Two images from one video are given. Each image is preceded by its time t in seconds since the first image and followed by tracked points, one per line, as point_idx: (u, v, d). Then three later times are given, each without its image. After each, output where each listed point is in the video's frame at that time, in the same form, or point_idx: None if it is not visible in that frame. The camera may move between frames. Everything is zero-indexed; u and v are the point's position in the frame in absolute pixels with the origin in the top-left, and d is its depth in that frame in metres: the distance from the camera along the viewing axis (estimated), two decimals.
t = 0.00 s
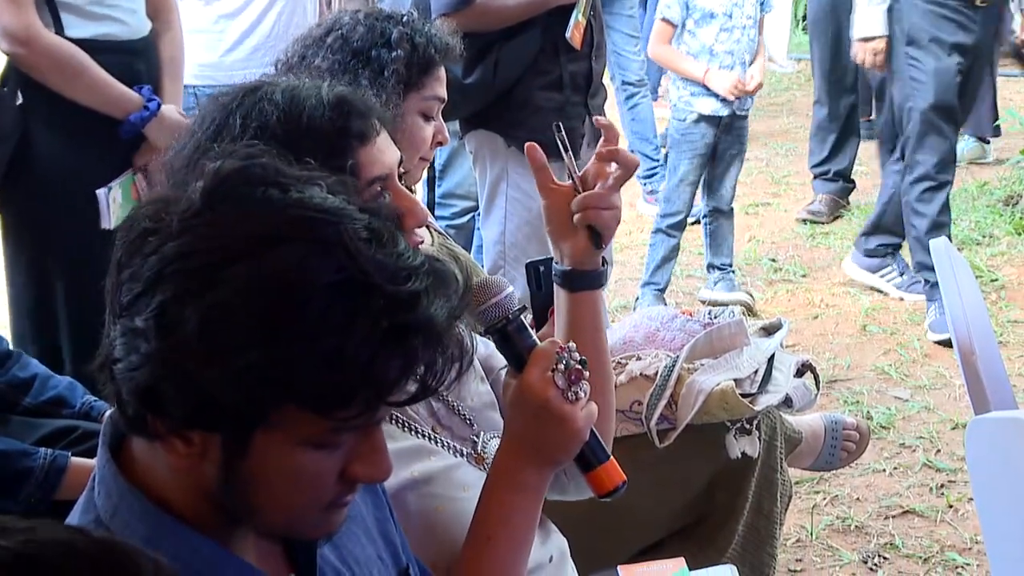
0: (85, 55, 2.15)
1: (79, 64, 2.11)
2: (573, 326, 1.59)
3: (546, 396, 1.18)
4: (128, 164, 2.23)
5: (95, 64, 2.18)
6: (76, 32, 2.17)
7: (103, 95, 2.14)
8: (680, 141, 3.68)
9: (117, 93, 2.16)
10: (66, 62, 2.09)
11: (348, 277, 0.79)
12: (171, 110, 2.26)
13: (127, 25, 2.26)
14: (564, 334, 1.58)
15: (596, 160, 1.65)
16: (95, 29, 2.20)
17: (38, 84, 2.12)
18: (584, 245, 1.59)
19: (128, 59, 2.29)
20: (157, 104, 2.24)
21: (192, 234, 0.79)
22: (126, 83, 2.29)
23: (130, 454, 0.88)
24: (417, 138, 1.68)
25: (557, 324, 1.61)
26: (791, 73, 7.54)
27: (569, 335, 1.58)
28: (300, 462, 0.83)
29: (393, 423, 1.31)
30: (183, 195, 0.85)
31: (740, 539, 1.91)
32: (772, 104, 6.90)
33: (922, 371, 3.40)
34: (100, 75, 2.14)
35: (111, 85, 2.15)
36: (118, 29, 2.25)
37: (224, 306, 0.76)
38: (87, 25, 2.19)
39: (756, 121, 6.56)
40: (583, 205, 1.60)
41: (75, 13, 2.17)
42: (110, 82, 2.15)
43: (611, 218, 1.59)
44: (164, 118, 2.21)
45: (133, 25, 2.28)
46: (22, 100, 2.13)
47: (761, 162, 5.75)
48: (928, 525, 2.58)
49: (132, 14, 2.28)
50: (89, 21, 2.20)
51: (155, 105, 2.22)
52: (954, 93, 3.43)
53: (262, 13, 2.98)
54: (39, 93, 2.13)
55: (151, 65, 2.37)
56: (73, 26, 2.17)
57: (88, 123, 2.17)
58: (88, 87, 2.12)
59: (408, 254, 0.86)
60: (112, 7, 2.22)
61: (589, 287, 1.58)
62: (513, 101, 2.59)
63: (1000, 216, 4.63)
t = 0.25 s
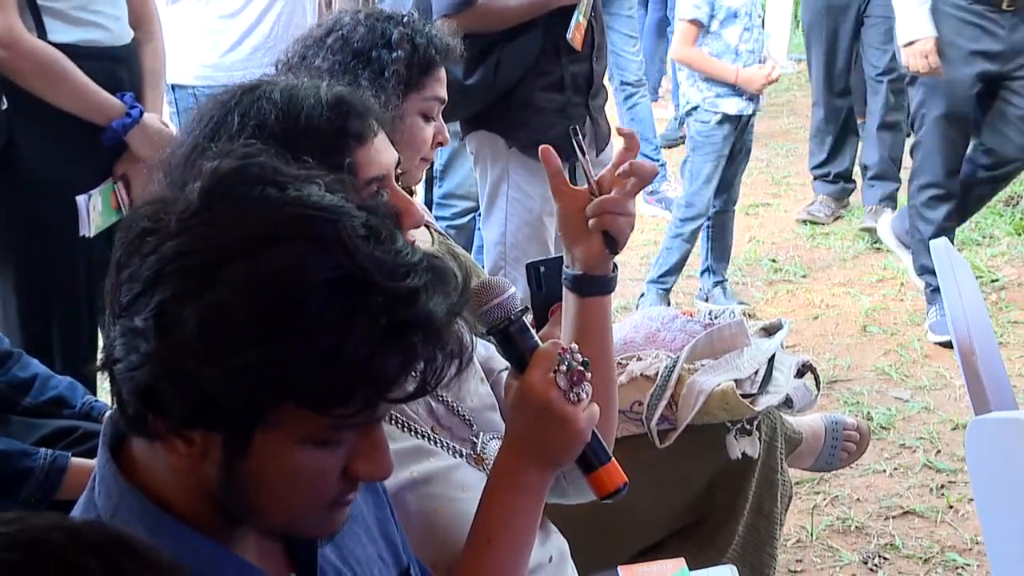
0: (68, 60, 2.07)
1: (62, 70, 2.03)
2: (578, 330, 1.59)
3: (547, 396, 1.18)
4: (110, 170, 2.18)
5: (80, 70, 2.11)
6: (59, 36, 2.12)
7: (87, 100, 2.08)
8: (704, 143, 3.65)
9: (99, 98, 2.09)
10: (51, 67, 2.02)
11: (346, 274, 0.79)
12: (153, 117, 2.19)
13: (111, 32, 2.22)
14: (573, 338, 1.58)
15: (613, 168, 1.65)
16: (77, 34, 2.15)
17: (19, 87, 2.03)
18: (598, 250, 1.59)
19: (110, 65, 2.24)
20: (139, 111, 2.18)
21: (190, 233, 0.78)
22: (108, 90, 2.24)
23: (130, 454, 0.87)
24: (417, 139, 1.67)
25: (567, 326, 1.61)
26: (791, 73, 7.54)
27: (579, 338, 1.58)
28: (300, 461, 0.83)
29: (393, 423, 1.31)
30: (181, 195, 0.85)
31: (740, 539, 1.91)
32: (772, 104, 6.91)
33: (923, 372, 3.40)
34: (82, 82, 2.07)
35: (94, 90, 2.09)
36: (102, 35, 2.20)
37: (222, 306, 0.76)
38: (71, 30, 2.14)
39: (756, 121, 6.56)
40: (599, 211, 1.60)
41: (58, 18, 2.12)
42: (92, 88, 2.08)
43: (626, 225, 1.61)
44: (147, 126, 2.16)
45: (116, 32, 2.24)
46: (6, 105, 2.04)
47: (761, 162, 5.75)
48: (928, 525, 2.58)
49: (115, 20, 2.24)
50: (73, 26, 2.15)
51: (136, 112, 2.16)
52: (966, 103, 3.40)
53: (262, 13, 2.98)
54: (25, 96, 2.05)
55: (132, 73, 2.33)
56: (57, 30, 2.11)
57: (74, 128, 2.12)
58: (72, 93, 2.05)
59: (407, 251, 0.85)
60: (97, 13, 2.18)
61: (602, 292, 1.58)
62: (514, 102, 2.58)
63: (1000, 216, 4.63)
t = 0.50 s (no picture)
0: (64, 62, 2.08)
1: (58, 73, 2.04)
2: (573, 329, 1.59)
3: (550, 397, 1.18)
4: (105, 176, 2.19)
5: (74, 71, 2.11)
6: (56, 38, 2.12)
7: (82, 104, 2.09)
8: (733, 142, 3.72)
9: (94, 100, 2.10)
10: (46, 67, 2.02)
11: (340, 272, 0.79)
12: (149, 121, 2.21)
13: (105, 34, 2.22)
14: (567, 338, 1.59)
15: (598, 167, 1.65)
16: (72, 36, 2.15)
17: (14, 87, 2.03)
18: (587, 250, 1.59)
19: (106, 68, 2.24)
20: (136, 114, 2.19)
21: (187, 229, 0.79)
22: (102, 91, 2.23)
23: (131, 453, 0.88)
24: (416, 138, 1.67)
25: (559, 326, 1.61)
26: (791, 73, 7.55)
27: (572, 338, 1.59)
28: (294, 462, 0.82)
29: (392, 424, 1.31)
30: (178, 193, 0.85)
31: (740, 539, 1.91)
32: (772, 105, 6.91)
33: (922, 372, 3.40)
34: (79, 85, 2.07)
35: (88, 93, 2.09)
36: (97, 37, 2.20)
37: (215, 301, 0.76)
38: (67, 32, 2.14)
39: (756, 122, 6.56)
40: (586, 211, 1.61)
41: (53, 20, 2.11)
42: (89, 91, 2.09)
43: (615, 224, 1.61)
44: (144, 129, 2.17)
45: (110, 34, 2.24)
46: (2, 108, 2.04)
47: (760, 163, 5.75)
48: (928, 526, 2.58)
49: (109, 23, 2.24)
50: (68, 28, 2.15)
51: (134, 114, 2.18)
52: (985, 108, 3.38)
53: (262, 13, 2.98)
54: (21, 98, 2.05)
55: (128, 75, 2.31)
56: (53, 32, 2.11)
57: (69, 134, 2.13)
58: (68, 97, 2.06)
59: (404, 251, 0.85)
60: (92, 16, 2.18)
61: (593, 291, 1.58)
62: (513, 103, 2.59)
63: (1000, 216, 4.63)
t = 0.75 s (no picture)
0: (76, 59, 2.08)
1: (73, 71, 2.04)
2: (573, 330, 1.59)
3: (554, 396, 1.19)
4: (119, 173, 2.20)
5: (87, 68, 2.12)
6: (70, 38, 2.14)
7: (99, 103, 2.09)
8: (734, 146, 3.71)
9: (110, 100, 2.11)
10: (59, 66, 2.02)
11: (334, 274, 0.79)
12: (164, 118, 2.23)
13: (119, 32, 2.24)
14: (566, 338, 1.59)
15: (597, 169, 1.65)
16: (87, 35, 2.17)
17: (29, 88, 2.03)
18: (586, 250, 1.59)
19: (119, 66, 2.26)
20: (151, 112, 2.21)
21: (184, 223, 0.79)
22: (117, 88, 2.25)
23: (130, 452, 0.88)
24: (417, 139, 1.67)
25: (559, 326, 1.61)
26: (791, 74, 7.55)
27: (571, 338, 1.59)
28: (283, 463, 0.83)
29: (392, 424, 1.32)
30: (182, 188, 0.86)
31: (740, 539, 1.91)
32: (772, 105, 6.91)
33: (922, 372, 3.40)
34: (94, 82, 2.08)
35: (105, 93, 2.10)
36: (110, 36, 2.22)
37: (206, 294, 0.76)
38: (82, 31, 2.16)
39: (757, 122, 6.56)
40: (585, 210, 1.60)
41: (67, 19, 2.13)
42: (104, 89, 2.10)
43: (614, 223, 1.60)
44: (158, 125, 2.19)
45: (124, 32, 2.26)
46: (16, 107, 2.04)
47: (761, 163, 5.75)
48: (928, 526, 2.58)
49: (123, 20, 2.26)
50: (83, 26, 2.17)
51: (149, 113, 2.20)
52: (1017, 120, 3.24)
53: (261, 14, 2.99)
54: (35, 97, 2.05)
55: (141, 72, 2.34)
56: (67, 31, 2.13)
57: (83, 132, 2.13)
58: (83, 94, 2.06)
59: (400, 257, 0.85)
60: (105, 14, 2.20)
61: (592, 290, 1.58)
62: (513, 104, 2.59)
63: (1000, 217, 4.63)
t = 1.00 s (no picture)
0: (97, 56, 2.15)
1: (93, 68, 2.11)
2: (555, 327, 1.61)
3: (552, 395, 1.19)
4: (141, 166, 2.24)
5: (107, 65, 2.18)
6: (91, 33, 2.19)
7: (119, 97, 2.15)
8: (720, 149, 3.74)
9: (130, 95, 2.17)
10: (78, 64, 2.10)
11: (331, 272, 0.78)
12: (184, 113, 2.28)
13: (140, 28, 2.30)
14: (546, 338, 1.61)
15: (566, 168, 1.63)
16: (108, 31, 2.23)
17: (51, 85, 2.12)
18: (558, 253, 1.60)
19: (141, 61, 2.32)
20: (170, 107, 2.27)
21: (183, 224, 0.79)
22: (140, 84, 2.31)
23: (130, 453, 0.88)
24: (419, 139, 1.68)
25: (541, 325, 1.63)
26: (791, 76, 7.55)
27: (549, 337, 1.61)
28: (283, 463, 0.83)
29: (392, 424, 1.32)
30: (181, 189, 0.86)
31: (740, 539, 1.91)
32: (773, 105, 6.90)
33: (922, 372, 3.40)
34: (114, 78, 2.14)
35: (124, 88, 2.16)
36: (131, 31, 2.27)
37: (205, 294, 0.76)
38: (102, 27, 2.22)
39: (757, 122, 6.56)
40: (553, 212, 1.60)
41: (89, 15, 2.19)
42: (125, 85, 2.16)
43: (582, 223, 1.59)
44: (178, 120, 2.24)
45: (145, 27, 2.32)
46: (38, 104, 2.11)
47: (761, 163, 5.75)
48: (928, 526, 2.58)
49: (142, 16, 2.31)
50: (103, 22, 2.22)
51: (168, 108, 2.25)
52: None
53: (261, 15, 2.98)
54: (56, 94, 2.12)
55: (165, 67, 2.40)
56: (88, 27, 2.19)
57: (102, 129, 2.18)
58: (104, 90, 2.13)
59: (399, 256, 0.84)
60: (126, 10, 2.25)
61: (564, 289, 1.59)
62: (512, 104, 2.59)
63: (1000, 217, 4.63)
